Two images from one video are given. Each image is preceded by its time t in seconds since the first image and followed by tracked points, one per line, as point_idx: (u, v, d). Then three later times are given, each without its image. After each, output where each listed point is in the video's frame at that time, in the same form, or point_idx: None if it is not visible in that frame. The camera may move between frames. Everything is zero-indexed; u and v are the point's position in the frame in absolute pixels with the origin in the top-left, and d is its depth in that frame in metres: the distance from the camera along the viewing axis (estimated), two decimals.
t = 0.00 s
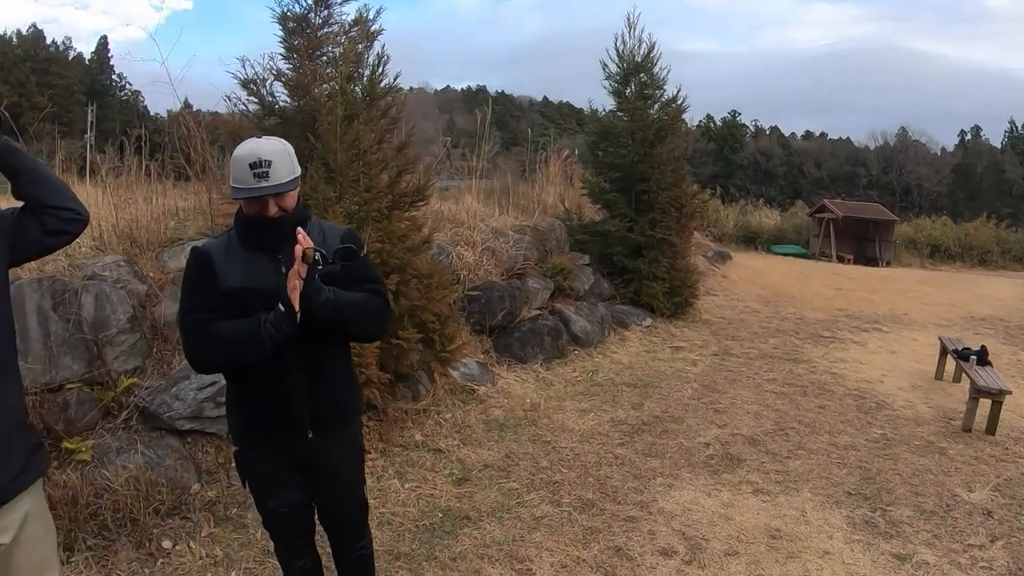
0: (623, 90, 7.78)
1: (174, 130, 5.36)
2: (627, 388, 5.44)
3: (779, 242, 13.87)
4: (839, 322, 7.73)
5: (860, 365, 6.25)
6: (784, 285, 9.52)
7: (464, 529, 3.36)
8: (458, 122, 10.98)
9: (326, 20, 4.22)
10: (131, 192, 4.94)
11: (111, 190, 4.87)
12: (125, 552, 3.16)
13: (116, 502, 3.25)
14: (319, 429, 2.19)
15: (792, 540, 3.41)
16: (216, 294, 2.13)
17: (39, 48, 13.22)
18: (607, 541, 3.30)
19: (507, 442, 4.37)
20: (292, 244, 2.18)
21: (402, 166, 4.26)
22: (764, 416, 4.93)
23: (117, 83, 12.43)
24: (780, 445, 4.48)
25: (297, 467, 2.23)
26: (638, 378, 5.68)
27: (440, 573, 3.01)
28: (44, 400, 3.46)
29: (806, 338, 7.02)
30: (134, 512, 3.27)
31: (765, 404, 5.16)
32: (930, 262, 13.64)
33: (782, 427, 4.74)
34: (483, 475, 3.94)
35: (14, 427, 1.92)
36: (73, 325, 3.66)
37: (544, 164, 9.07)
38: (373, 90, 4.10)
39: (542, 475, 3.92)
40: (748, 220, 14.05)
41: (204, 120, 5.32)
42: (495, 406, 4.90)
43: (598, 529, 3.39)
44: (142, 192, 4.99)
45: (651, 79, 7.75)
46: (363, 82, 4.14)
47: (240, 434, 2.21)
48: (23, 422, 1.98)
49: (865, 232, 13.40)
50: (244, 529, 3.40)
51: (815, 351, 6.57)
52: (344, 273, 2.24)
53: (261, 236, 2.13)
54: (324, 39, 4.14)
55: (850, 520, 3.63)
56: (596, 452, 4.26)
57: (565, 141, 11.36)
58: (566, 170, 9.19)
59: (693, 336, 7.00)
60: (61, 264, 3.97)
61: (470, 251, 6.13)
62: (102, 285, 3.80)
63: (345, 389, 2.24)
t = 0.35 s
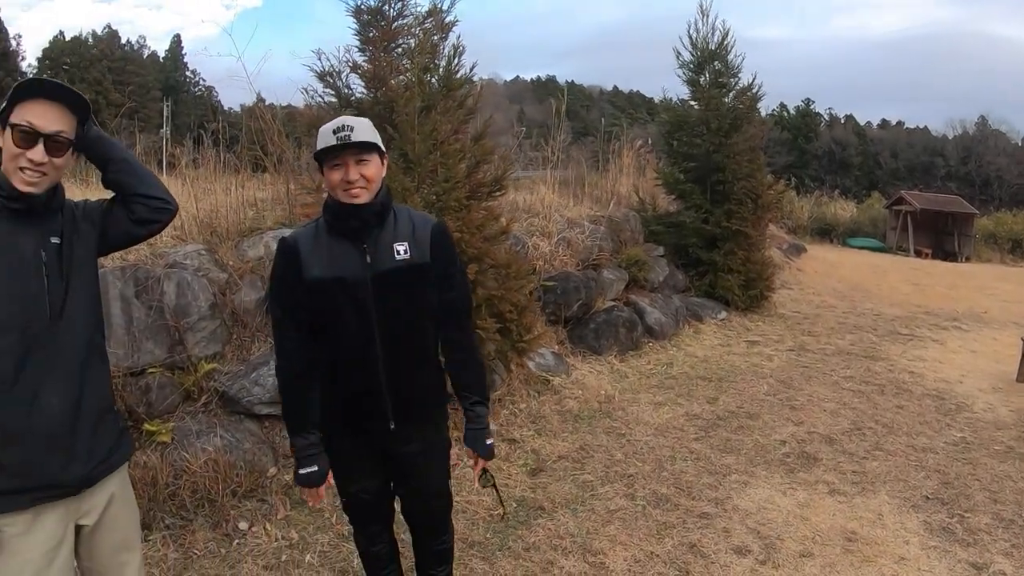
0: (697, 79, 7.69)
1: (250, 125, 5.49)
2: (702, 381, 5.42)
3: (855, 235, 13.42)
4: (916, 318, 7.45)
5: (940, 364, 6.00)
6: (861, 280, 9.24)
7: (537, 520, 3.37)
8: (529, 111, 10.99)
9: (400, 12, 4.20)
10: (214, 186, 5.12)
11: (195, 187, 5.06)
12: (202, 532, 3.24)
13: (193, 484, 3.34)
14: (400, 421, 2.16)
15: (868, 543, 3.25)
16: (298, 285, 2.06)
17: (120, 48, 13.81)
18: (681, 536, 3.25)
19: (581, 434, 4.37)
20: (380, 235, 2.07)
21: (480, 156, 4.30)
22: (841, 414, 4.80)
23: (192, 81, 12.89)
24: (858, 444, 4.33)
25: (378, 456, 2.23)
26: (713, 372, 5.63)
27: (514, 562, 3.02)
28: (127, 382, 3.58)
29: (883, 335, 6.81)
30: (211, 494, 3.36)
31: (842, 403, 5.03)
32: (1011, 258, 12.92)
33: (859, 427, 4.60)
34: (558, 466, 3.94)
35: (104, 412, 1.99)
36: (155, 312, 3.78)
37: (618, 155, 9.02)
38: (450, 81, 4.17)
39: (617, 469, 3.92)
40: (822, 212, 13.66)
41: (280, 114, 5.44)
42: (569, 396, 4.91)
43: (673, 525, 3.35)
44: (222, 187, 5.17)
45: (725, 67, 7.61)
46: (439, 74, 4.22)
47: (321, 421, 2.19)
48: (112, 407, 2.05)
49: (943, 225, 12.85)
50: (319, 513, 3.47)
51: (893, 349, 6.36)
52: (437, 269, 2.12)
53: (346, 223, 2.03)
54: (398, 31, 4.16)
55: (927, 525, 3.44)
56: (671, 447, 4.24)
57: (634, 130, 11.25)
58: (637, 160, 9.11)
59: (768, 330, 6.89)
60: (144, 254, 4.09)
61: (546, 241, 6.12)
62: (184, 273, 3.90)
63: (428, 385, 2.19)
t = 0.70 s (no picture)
0: (728, 73, 7.64)
1: (279, 118, 5.52)
2: (731, 378, 5.39)
3: (885, 233, 13.22)
4: (947, 319, 7.33)
5: (971, 365, 5.90)
6: (891, 279, 9.10)
7: (564, 515, 3.37)
8: (558, 105, 10.98)
9: (430, 6, 4.24)
10: (244, 180, 5.17)
11: (226, 181, 5.12)
12: (230, 521, 3.27)
13: (223, 473, 3.38)
14: (433, 421, 2.15)
15: (896, 545, 3.20)
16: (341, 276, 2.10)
17: (150, 43, 13.97)
18: (708, 534, 3.23)
19: (609, 429, 4.37)
20: (426, 230, 2.07)
21: (511, 149, 4.29)
22: (870, 414, 4.75)
23: (221, 76, 13.02)
24: (887, 445, 4.28)
25: (413, 451, 2.25)
26: (742, 369, 5.59)
27: (541, 557, 3.03)
28: (158, 372, 3.63)
29: (914, 335, 6.71)
30: (240, 482, 3.40)
31: (872, 402, 4.97)
32: None
33: (888, 427, 4.54)
34: (585, 461, 3.94)
35: (136, 409, 2.01)
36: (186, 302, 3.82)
37: (646, 150, 8.97)
38: (481, 75, 4.18)
39: (644, 465, 3.92)
40: (852, 210, 13.48)
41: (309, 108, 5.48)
42: (597, 391, 4.91)
43: (700, 522, 3.34)
44: (252, 181, 5.23)
45: (756, 62, 7.54)
46: (470, 67, 4.22)
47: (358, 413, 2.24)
48: (144, 406, 2.06)
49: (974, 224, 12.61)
50: (346, 504, 3.50)
51: (923, 349, 6.27)
52: (481, 269, 2.11)
53: (392, 215, 2.04)
54: (428, 26, 4.19)
55: (955, 528, 3.39)
56: (699, 443, 4.22)
57: (662, 125, 11.18)
58: (666, 156, 9.06)
59: (798, 328, 6.81)
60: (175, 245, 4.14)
61: (575, 235, 6.12)
62: (214, 265, 3.96)
63: (466, 385, 2.18)
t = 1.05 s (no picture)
0: (740, 68, 7.61)
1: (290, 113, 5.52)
2: (742, 374, 5.37)
3: (898, 231, 13.13)
4: (960, 317, 7.28)
5: (983, 364, 5.85)
6: (904, 277, 9.04)
7: (573, 509, 3.37)
8: (569, 101, 10.97)
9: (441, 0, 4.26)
10: (257, 174, 5.19)
11: (239, 175, 5.14)
12: (240, 513, 3.29)
13: (233, 466, 3.39)
14: (475, 420, 2.12)
15: (905, 544, 3.18)
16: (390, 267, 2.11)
17: (162, 39, 14.05)
18: (717, 531, 3.23)
19: (619, 425, 4.37)
20: (478, 225, 2.05)
21: (523, 144, 4.28)
22: (881, 412, 4.72)
23: (233, 72, 13.08)
24: (898, 444, 4.26)
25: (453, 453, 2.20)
26: (753, 365, 5.58)
27: (550, 552, 3.03)
28: (169, 364, 3.65)
29: (926, 333, 6.67)
30: (250, 475, 3.41)
31: (883, 400, 4.94)
32: None
33: (898, 425, 4.52)
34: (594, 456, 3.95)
35: (149, 403, 2.02)
36: (197, 296, 3.84)
37: (658, 146, 8.95)
38: (493, 70, 4.19)
39: (654, 461, 3.91)
40: (865, 207, 13.40)
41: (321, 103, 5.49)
42: (608, 387, 4.91)
43: (709, 519, 3.33)
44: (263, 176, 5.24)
45: (769, 57, 7.50)
46: (482, 62, 4.23)
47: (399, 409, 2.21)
48: (157, 398, 2.08)
49: (988, 222, 12.50)
50: (355, 497, 3.51)
51: (934, 347, 6.22)
52: (532, 268, 2.07)
53: (444, 208, 2.03)
54: (440, 20, 4.20)
55: (965, 528, 3.36)
56: (709, 440, 4.22)
57: (674, 120, 11.15)
58: (678, 151, 9.03)
59: (809, 325, 6.78)
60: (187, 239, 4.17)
61: (587, 231, 6.11)
62: (226, 259, 3.98)
63: (510, 386, 2.13)
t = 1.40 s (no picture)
0: (744, 67, 7.60)
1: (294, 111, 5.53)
2: (745, 374, 5.38)
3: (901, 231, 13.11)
4: (962, 317, 7.28)
5: (985, 364, 5.85)
6: (907, 277, 9.03)
7: (577, 508, 3.38)
8: (572, 100, 10.96)
9: None
10: (261, 172, 5.20)
11: (242, 173, 5.15)
12: (245, 510, 3.30)
13: (237, 463, 3.40)
14: (495, 417, 2.12)
15: (907, 544, 3.19)
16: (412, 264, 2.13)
17: (164, 37, 14.04)
18: (720, 530, 3.23)
19: (623, 423, 4.38)
20: (499, 220, 2.05)
21: (527, 143, 4.29)
22: (883, 412, 4.73)
23: (235, 70, 13.05)
24: (900, 444, 4.26)
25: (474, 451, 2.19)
26: (756, 365, 5.58)
27: (553, 550, 3.03)
28: (174, 362, 3.67)
29: (929, 333, 6.66)
30: (254, 472, 3.43)
31: (885, 400, 4.95)
32: None
33: (901, 425, 4.52)
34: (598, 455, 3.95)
35: (155, 402, 2.02)
36: (201, 294, 3.85)
37: (661, 145, 8.95)
38: (497, 69, 4.19)
39: (657, 459, 3.92)
40: (867, 207, 13.38)
41: (325, 101, 5.50)
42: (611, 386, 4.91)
43: (712, 517, 3.34)
44: (267, 174, 5.25)
45: (772, 56, 7.48)
46: (486, 61, 4.24)
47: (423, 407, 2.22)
48: (165, 397, 2.08)
49: (991, 222, 12.48)
50: (359, 494, 3.52)
51: (937, 348, 6.22)
52: (554, 263, 2.06)
53: (466, 204, 2.04)
54: (444, 19, 4.20)
55: (967, 528, 3.37)
56: (713, 439, 4.22)
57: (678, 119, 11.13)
58: (681, 150, 9.02)
59: (812, 325, 6.78)
60: (191, 237, 4.18)
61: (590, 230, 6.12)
62: (230, 257, 4.00)
63: (532, 382, 2.12)
